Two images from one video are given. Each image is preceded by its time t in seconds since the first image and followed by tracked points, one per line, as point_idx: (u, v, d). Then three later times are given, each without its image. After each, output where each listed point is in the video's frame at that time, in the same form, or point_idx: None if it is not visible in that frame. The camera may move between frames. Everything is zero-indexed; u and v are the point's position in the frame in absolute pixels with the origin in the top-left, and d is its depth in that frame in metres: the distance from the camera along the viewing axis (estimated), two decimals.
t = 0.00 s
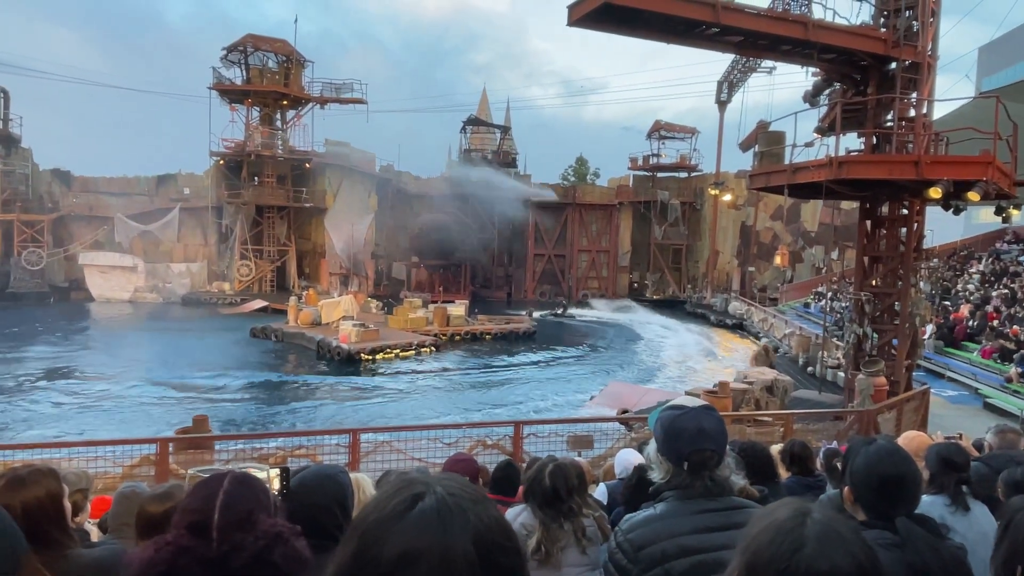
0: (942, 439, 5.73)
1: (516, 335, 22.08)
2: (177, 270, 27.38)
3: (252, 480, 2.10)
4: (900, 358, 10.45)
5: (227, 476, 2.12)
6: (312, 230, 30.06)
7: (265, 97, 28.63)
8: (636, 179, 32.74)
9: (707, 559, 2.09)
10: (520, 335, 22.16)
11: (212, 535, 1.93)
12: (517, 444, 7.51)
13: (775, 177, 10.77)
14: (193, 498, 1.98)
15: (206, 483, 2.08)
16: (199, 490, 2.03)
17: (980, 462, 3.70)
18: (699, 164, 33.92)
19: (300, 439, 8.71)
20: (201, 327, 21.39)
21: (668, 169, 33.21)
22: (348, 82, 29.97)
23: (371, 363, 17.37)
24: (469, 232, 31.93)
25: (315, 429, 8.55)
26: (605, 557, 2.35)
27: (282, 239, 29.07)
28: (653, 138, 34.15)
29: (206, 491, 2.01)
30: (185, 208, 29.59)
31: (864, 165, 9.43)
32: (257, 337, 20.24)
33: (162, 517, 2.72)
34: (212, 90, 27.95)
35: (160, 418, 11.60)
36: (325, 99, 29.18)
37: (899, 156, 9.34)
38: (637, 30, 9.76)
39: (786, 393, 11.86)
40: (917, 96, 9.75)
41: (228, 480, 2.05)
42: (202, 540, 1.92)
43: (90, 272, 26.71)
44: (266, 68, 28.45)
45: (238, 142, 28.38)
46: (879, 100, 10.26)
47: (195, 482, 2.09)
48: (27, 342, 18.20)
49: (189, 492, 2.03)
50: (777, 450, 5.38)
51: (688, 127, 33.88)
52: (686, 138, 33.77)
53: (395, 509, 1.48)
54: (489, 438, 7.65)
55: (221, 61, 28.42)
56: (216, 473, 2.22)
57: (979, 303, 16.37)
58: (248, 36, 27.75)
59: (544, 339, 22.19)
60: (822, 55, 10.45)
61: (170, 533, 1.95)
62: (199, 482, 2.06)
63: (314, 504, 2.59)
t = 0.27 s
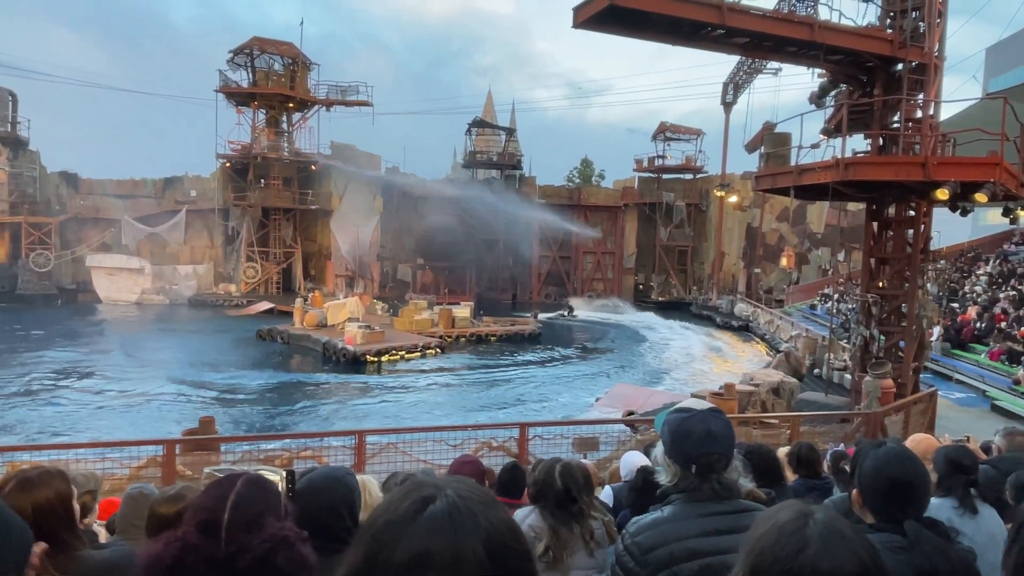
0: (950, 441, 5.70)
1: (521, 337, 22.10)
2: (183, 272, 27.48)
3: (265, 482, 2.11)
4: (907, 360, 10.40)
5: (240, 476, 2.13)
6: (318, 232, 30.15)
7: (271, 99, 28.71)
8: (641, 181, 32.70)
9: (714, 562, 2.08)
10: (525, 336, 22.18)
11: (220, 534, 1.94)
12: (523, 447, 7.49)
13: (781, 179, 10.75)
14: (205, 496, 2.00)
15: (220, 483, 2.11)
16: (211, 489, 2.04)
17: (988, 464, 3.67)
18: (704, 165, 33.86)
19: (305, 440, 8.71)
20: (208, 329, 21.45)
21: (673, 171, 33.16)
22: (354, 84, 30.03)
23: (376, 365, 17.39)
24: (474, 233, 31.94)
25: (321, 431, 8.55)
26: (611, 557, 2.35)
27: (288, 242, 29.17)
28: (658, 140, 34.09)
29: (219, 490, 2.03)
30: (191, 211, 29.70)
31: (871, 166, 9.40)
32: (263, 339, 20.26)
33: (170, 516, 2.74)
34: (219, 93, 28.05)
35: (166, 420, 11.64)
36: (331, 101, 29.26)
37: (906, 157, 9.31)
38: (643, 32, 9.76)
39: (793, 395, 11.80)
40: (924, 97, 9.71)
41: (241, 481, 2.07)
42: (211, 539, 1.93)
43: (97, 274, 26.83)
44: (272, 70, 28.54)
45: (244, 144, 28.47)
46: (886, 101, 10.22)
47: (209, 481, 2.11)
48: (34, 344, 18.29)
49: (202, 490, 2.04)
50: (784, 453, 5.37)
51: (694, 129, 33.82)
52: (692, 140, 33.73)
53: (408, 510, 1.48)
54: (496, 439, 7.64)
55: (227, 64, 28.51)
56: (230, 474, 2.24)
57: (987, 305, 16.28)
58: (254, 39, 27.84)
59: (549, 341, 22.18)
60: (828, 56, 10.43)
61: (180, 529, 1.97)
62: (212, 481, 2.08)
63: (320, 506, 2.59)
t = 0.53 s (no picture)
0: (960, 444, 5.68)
1: (528, 339, 22.12)
2: (192, 274, 27.66)
3: (281, 484, 2.13)
4: (916, 363, 10.34)
5: (256, 478, 2.14)
6: (325, 234, 30.26)
7: (279, 102, 28.85)
8: (648, 182, 32.68)
9: (725, 564, 2.08)
10: (532, 338, 22.20)
11: (234, 535, 1.95)
12: (530, 448, 7.49)
13: (789, 180, 10.72)
14: (221, 496, 2.02)
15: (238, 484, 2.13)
16: (228, 489, 2.06)
17: (1000, 469, 3.65)
18: (712, 166, 33.82)
19: (314, 442, 8.74)
20: (217, 330, 21.57)
21: (681, 173, 33.11)
22: (362, 87, 30.16)
23: (384, 367, 17.43)
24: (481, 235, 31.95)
25: (329, 433, 8.58)
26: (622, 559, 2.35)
27: (296, 244, 29.28)
28: (666, 141, 34.06)
29: (235, 490, 2.05)
30: (200, 213, 29.87)
31: (880, 167, 9.37)
32: (272, 340, 20.34)
33: (181, 516, 2.75)
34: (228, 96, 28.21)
35: (176, 421, 11.71)
36: (339, 104, 29.38)
37: (916, 158, 9.27)
38: (650, 34, 9.76)
39: (802, 397, 11.76)
40: (934, 98, 9.66)
41: (259, 482, 2.08)
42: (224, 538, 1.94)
43: (107, 276, 27.02)
44: (280, 73, 28.70)
45: (252, 147, 28.61)
46: (894, 102, 10.18)
47: (227, 482, 2.13)
48: (45, 345, 18.44)
49: (218, 490, 2.06)
50: (793, 455, 5.35)
51: (701, 130, 33.77)
52: (699, 141, 33.68)
53: (422, 513, 1.49)
54: (503, 441, 7.64)
55: (236, 67, 28.68)
56: (246, 475, 2.25)
57: (997, 307, 16.16)
58: (263, 42, 28.00)
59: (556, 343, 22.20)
60: (836, 57, 10.39)
61: (195, 528, 1.98)
62: (228, 481, 2.10)
63: (332, 507, 2.60)
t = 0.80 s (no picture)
0: (972, 446, 5.64)
1: (536, 340, 22.13)
2: (202, 275, 27.82)
3: (299, 484, 2.15)
4: (928, 364, 10.26)
5: (274, 478, 2.16)
6: (334, 236, 30.35)
7: (289, 104, 28.98)
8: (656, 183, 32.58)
9: (737, 567, 2.07)
10: (540, 339, 22.22)
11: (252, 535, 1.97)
12: (539, 449, 7.49)
13: (799, 181, 10.68)
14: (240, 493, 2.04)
15: (256, 484, 2.16)
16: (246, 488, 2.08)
17: (1013, 471, 3.63)
18: (720, 167, 33.72)
19: (323, 443, 8.76)
20: (227, 331, 21.68)
21: (689, 173, 33.04)
22: (370, 89, 30.27)
23: (392, 368, 17.47)
24: (489, 236, 31.95)
25: (338, 434, 8.60)
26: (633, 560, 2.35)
27: (305, 245, 29.39)
28: (674, 142, 33.98)
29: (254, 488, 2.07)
30: (210, 214, 30.03)
31: (891, 168, 9.32)
32: (281, 341, 20.43)
33: (195, 516, 2.78)
34: (237, 98, 28.37)
35: (186, 421, 11.77)
36: (347, 106, 29.50)
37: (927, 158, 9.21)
38: (660, 35, 9.74)
39: (812, 399, 11.70)
40: (945, 98, 9.60)
41: (276, 483, 2.10)
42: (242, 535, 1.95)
43: (118, 277, 27.19)
44: (289, 75, 28.85)
45: (262, 148, 28.75)
46: (905, 103, 10.12)
47: (246, 481, 2.15)
48: (57, 346, 18.57)
49: (237, 489, 2.08)
50: (804, 457, 5.33)
51: (710, 131, 33.69)
52: (707, 142, 33.61)
53: (439, 515, 1.50)
54: (512, 442, 7.63)
55: (245, 69, 28.82)
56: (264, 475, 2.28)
57: (1010, 308, 16.05)
58: (272, 45, 28.15)
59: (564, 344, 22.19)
60: (846, 57, 10.35)
61: (213, 526, 2.00)
62: (246, 482, 2.11)
63: (346, 508, 2.61)
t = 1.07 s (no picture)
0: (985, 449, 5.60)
1: (545, 340, 22.11)
2: (213, 276, 27.99)
3: (313, 485, 2.17)
4: (939, 366, 10.19)
5: (288, 478, 2.18)
6: (343, 237, 30.45)
7: (299, 106, 29.11)
8: (665, 184, 32.51)
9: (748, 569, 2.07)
10: (548, 340, 22.19)
11: (268, 534, 1.98)
12: (548, 451, 7.48)
13: (809, 181, 10.63)
14: (256, 493, 2.06)
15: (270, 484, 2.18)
16: (261, 488, 2.10)
17: None
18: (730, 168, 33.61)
19: (333, 444, 8.78)
20: (237, 332, 21.79)
21: (698, 174, 32.94)
22: (380, 90, 30.37)
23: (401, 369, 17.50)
24: (498, 238, 31.91)
25: (348, 434, 8.63)
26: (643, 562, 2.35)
27: (314, 246, 29.50)
28: (683, 142, 33.90)
29: (270, 488, 2.10)
30: (221, 215, 30.20)
31: (902, 168, 9.26)
32: (291, 342, 20.52)
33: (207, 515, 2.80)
34: (248, 100, 28.52)
35: (197, 421, 11.84)
36: (357, 107, 29.60)
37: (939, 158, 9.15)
38: (670, 35, 9.73)
39: (822, 401, 11.64)
40: (957, 98, 9.54)
41: (291, 483, 2.12)
42: (258, 533, 1.97)
43: (129, 278, 27.38)
44: (300, 77, 28.98)
45: (272, 150, 28.88)
46: (917, 102, 10.06)
47: (261, 481, 2.18)
48: (69, 346, 18.73)
49: (253, 490, 2.10)
50: (815, 460, 5.30)
51: (720, 131, 33.57)
52: (717, 142, 33.49)
53: (454, 517, 1.50)
54: (520, 443, 7.64)
55: (255, 71, 28.99)
56: (278, 476, 2.30)
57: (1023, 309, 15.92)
58: (283, 46, 28.28)
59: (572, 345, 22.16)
60: (857, 57, 10.30)
61: (229, 524, 2.01)
62: (261, 482, 2.13)
63: (357, 508, 2.63)
